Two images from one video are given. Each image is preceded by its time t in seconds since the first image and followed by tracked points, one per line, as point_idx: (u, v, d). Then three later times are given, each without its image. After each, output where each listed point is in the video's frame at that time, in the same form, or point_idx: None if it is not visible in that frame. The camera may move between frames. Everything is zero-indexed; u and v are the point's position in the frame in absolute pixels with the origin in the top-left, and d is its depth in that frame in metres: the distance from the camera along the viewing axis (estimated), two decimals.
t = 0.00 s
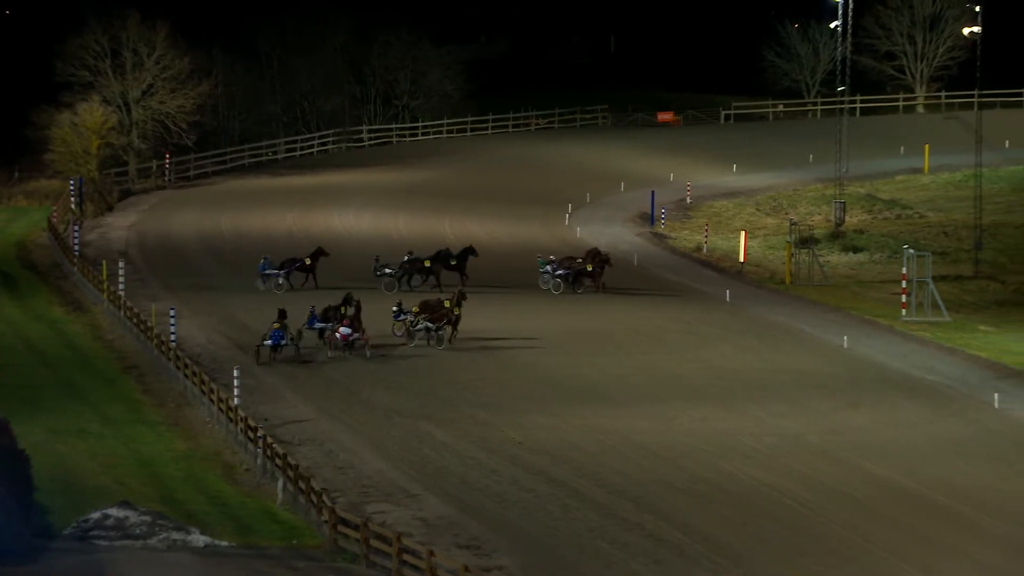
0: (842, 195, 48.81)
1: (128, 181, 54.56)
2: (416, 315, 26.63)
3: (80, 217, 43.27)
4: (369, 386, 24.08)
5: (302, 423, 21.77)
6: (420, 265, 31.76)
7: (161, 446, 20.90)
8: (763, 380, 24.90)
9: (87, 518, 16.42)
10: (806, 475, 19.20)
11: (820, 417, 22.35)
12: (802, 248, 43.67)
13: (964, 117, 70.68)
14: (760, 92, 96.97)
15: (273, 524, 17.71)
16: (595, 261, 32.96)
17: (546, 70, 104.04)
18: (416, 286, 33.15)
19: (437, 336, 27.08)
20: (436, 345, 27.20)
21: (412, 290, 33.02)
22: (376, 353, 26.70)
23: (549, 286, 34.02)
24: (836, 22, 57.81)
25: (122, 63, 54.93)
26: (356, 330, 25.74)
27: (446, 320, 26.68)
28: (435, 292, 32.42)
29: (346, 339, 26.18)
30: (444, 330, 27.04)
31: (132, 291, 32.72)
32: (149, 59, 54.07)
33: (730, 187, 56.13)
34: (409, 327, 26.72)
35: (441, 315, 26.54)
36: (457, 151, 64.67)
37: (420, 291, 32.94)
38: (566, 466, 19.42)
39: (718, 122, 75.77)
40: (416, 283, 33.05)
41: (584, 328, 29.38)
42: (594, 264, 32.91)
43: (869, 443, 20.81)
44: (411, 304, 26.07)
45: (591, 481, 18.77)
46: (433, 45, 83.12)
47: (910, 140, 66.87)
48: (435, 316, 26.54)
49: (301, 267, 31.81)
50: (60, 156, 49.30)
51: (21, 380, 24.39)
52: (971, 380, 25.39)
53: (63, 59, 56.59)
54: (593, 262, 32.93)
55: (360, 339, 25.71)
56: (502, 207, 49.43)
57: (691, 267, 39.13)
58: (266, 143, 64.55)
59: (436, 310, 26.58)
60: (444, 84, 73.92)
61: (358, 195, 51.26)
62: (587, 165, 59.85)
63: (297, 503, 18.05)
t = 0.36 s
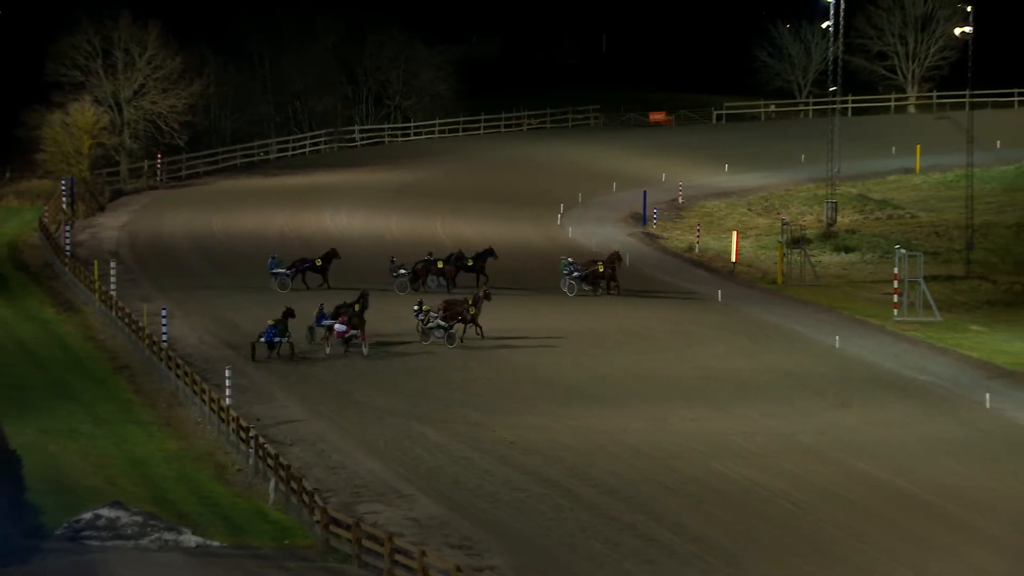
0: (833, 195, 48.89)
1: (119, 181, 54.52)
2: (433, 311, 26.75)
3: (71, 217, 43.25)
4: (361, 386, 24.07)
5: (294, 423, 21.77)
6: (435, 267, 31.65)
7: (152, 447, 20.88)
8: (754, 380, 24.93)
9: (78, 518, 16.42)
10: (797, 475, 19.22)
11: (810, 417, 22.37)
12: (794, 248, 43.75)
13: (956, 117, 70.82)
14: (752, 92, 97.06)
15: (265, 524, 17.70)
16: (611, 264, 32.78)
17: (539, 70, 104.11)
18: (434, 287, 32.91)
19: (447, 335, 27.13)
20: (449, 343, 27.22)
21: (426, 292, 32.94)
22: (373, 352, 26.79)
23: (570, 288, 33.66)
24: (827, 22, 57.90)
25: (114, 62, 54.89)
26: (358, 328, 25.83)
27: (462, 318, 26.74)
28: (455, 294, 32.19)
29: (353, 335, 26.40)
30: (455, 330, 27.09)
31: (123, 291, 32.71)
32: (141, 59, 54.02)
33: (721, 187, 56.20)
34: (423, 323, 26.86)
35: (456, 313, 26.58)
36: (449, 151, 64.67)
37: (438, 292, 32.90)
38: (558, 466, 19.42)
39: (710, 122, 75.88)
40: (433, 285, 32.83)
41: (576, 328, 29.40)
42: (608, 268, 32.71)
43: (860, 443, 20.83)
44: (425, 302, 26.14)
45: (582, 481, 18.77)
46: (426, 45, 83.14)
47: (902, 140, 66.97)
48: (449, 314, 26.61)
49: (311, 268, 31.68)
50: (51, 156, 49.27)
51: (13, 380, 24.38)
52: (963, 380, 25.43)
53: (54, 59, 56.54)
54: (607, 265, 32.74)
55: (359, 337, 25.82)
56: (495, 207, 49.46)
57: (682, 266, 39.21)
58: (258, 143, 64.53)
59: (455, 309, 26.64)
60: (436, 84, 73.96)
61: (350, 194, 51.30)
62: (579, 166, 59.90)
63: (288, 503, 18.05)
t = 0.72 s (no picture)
0: (822, 195, 48.94)
1: (108, 181, 54.46)
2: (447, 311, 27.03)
3: (60, 217, 43.21)
4: (349, 386, 24.06)
5: (283, 423, 21.76)
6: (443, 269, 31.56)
7: (140, 447, 20.87)
8: (743, 380, 24.95)
9: (67, 519, 16.40)
10: (786, 474, 19.24)
11: (799, 417, 22.39)
12: (782, 248, 43.81)
13: (944, 117, 70.93)
14: (741, 92, 97.13)
15: (253, 524, 17.70)
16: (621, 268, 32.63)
17: (528, 70, 104.07)
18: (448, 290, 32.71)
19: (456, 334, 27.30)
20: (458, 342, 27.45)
21: (436, 295, 32.84)
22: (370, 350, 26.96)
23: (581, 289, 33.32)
24: (816, 23, 57.97)
25: (102, 62, 54.81)
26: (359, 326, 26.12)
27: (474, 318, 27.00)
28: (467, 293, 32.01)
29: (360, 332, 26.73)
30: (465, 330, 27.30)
31: (112, 291, 32.66)
32: (129, 59, 53.94)
33: (710, 187, 56.23)
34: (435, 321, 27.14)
35: (467, 313, 26.82)
36: (438, 151, 64.65)
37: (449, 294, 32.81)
38: (546, 466, 19.43)
39: (699, 122, 75.97)
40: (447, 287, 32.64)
41: (565, 328, 29.41)
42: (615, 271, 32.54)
43: (849, 443, 20.85)
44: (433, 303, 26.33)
45: (572, 481, 18.77)
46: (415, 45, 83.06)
47: (891, 140, 67.05)
48: (460, 313, 26.86)
49: (317, 269, 31.68)
50: (40, 156, 49.20)
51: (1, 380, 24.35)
52: (952, 380, 25.47)
53: (42, 59, 56.46)
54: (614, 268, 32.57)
55: (359, 336, 26.18)
56: (483, 207, 49.47)
57: (671, 266, 39.25)
58: (247, 142, 64.49)
59: (468, 310, 26.89)
60: (425, 84, 73.93)
61: (339, 194, 51.29)
62: (568, 166, 59.91)
63: (277, 503, 18.04)
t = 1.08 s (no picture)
0: (811, 195, 48.99)
1: (97, 181, 54.37)
2: (463, 310, 27.24)
3: (49, 217, 43.15)
4: (339, 386, 24.05)
5: (272, 423, 21.75)
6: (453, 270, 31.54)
7: (129, 447, 20.83)
8: (732, 379, 24.97)
9: (55, 519, 16.37)
10: (775, 474, 19.25)
11: (788, 417, 22.40)
12: (771, 248, 43.87)
13: (932, 117, 71.01)
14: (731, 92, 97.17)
15: (243, 524, 17.68)
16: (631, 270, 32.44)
17: (518, 70, 104.00)
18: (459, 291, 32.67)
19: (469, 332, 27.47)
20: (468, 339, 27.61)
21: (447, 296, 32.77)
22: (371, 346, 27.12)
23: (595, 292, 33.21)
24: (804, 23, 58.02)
25: (91, 62, 54.70)
26: (361, 325, 26.36)
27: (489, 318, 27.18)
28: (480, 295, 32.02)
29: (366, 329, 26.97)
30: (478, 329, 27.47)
31: (100, 291, 32.61)
32: (118, 59, 53.83)
33: (699, 187, 56.24)
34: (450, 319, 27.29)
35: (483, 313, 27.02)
36: (427, 151, 64.60)
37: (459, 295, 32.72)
38: (536, 466, 19.43)
39: (688, 122, 76.04)
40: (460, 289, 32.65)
41: (554, 328, 29.42)
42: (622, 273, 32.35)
43: (838, 443, 20.86)
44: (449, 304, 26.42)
45: (561, 481, 18.77)
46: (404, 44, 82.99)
47: (880, 140, 67.09)
48: (477, 313, 27.05)
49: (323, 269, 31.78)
50: (29, 156, 49.12)
51: None
52: (941, 380, 25.50)
53: (30, 59, 56.35)
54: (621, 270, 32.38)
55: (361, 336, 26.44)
56: (472, 207, 49.45)
57: (661, 266, 39.29)
58: (236, 143, 64.42)
59: (484, 311, 27.06)
60: (414, 84, 73.88)
61: (329, 194, 51.28)
62: (557, 165, 59.91)
63: (266, 503, 18.02)
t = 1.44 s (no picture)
0: (802, 195, 49.05)
1: (87, 181, 54.31)
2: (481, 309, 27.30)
3: (39, 216, 43.15)
4: (330, 386, 24.04)
5: (263, 422, 21.76)
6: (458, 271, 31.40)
7: (120, 447, 20.81)
8: (724, 379, 24.97)
9: (46, 518, 16.34)
10: (766, 473, 19.27)
11: (777, 415, 22.45)
12: (762, 247, 43.98)
13: (923, 116, 71.10)
14: (722, 91, 97.25)
15: (233, 524, 17.66)
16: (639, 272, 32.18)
17: (509, 70, 103.78)
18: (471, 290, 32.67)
19: (483, 332, 27.55)
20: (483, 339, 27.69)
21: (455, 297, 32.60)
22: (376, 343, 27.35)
23: (616, 294, 33.20)
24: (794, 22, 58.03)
25: (81, 61, 54.62)
26: (369, 324, 26.64)
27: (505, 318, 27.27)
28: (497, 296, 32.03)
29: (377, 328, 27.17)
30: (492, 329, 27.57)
31: (91, 290, 32.60)
32: (109, 59, 53.75)
33: (691, 186, 56.32)
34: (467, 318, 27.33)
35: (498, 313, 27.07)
36: (418, 150, 64.53)
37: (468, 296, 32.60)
38: (527, 466, 19.45)
39: (679, 122, 76.09)
40: (473, 288, 32.63)
41: (545, 327, 29.47)
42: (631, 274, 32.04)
43: (828, 442, 20.90)
44: (465, 305, 26.44)
45: (552, 480, 18.79)
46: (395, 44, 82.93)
47: (871, 140, 67.13)
48: (492, 314, 27.08)
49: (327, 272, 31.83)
50: (19, 155, 49.11)
51: None
52: (930, 378, 25.56)
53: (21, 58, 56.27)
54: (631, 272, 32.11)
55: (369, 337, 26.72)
56: (464, 206, 49.49)
57: (651, 265, 39.39)
58: (227, 142, 64.39)
59: (500, 311, 27.14)
60: (405, 84, 73.91)
61: (320, 194, 51.33)
62: (549, 165, 59.97)
63: (257, 503, 18.00)
